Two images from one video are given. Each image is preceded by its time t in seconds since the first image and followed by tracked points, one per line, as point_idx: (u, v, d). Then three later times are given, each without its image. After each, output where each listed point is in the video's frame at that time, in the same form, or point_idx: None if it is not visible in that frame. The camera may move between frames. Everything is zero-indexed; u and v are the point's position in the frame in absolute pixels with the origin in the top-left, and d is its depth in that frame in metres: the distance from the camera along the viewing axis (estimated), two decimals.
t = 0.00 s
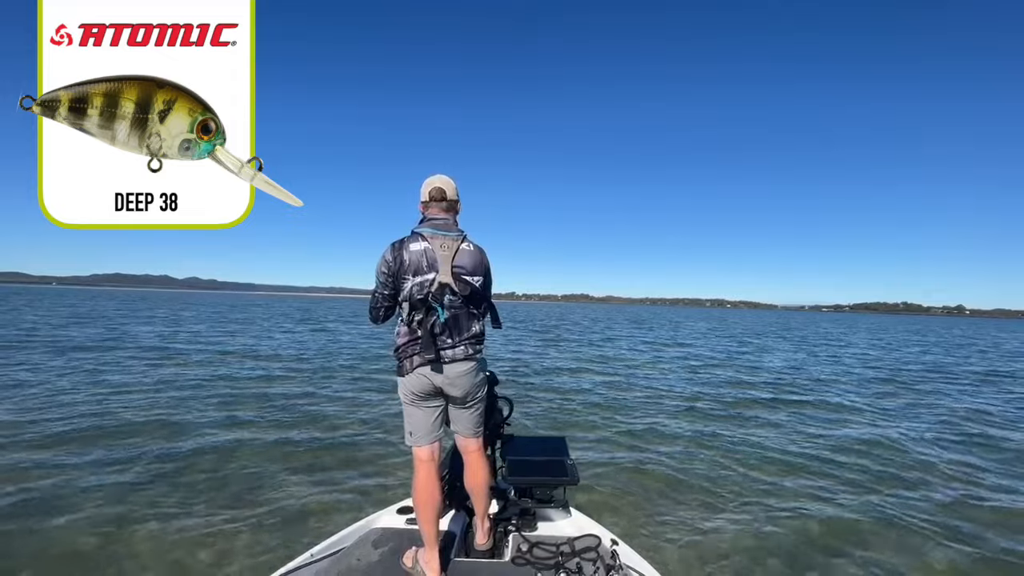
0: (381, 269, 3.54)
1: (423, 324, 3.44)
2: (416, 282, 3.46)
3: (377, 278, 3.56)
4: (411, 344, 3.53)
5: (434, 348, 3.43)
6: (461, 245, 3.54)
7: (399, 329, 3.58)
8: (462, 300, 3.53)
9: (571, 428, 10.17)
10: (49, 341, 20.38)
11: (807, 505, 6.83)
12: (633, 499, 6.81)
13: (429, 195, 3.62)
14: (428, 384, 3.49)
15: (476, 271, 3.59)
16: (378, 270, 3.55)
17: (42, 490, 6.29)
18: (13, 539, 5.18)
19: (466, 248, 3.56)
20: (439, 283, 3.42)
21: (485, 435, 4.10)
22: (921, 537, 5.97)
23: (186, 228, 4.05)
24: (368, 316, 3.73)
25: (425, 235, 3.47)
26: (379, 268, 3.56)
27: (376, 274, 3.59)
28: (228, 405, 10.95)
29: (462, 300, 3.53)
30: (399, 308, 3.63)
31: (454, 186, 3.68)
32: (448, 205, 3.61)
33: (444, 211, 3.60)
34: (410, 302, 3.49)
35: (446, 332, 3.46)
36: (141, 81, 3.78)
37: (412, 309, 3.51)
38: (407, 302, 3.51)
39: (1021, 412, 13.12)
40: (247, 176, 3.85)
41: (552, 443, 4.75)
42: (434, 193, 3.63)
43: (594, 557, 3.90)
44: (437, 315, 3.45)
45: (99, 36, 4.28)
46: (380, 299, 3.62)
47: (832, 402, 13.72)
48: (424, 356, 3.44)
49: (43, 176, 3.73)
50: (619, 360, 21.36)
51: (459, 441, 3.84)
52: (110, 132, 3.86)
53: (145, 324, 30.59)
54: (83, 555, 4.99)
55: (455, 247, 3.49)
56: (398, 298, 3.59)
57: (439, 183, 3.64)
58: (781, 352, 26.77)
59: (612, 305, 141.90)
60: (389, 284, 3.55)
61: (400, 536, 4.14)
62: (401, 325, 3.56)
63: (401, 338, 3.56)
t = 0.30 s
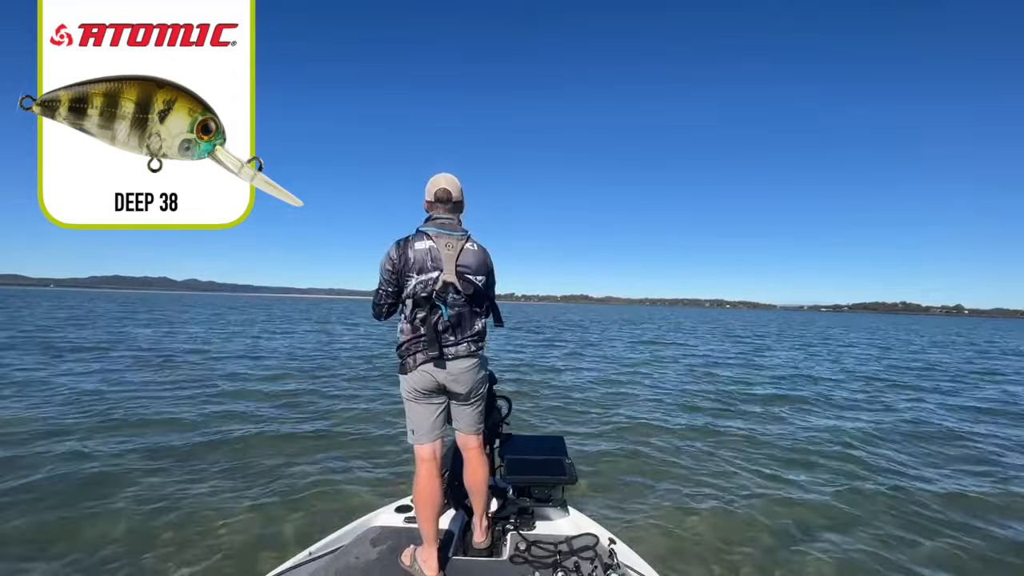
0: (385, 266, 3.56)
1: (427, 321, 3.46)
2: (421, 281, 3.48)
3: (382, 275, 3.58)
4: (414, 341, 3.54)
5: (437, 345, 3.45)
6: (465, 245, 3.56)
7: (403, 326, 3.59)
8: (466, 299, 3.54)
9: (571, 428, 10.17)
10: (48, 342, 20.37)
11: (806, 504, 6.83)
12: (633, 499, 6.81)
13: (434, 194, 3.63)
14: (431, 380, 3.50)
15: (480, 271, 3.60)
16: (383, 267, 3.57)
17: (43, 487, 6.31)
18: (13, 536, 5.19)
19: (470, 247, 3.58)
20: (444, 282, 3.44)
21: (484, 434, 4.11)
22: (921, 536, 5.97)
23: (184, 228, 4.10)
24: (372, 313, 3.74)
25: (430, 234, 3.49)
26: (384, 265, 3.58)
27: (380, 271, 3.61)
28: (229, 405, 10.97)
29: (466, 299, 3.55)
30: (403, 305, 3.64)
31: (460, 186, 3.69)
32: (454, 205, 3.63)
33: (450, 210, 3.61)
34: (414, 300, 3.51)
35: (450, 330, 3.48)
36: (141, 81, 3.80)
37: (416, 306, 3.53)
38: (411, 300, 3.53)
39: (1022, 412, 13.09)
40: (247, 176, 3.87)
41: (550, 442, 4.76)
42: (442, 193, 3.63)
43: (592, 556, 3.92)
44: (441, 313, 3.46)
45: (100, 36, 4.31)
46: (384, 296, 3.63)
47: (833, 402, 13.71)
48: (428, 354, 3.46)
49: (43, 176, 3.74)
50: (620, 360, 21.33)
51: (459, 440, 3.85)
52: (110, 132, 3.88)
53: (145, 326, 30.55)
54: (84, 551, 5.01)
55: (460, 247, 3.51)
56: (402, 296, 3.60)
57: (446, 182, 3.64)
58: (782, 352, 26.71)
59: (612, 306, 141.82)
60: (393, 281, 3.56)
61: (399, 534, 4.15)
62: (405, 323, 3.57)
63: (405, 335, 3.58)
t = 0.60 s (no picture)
0: (386, 268, 3.55)
1: (428, 323, 3.44)
2: (421, 282, 3.47)
3: (383, 276, 3.57)
4: (415, 342, 3.53)
5: (439, 347, 3.43)
6: (467, 246, 3.55)
7: (404, 328, 3.58)
8: (467, 300, 3.53)
9: (571, 429, 10.15)
10: (49, 345, 20.38)
11: (808, 505, 6.80)
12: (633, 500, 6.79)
13: (436, 196, 3.62)
14: (433, 381, 3.49)
15: (481, 272, 3.59)
16: (384, 268, 3.56)
17: (43, 489, 6.32)
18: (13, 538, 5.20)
19: (471, 249, 3.56)
20: (444, 284, 3.43)
21: (485, 434, 4.09)
22: (923, 538, 5.93)
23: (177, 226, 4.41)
24: (373, 314, 3.73)
25: (431, 236, 3.48)
26: (385, 267, 3.57)
27: (382, 273, 3.60)
28: (229, 406, 10.98)
29: (467, 301, 3.53)
30: (404, 307, 3.63)
31: (461, 187, 3.67)
32: (455, 206, 3.61)
33: (451, 211, 3.60)
34: (415, 301, 3.50)
35: (451, 332, 3.46)
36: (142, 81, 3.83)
37: (417, 308, 3.52)
38: (412, 301, 3.52)
39: None
40: (247, 175, 3.92)
41: (551, 443, 4.75)
42: (443, 193, 3.62)
43: (593, 557, 3.91)
44: (442, 315, 3.45)
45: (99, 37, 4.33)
46: (384, 297, 3.62)
47: (833, 401, 13.70)
48: (429, 356, 3.45)
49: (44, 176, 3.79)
50: (620, 361, 21.31)
51: (459, 440, 3.84)
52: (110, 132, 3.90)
53: (144, 328, 30.54)
54: (84, 553, 5.01)
55: (461, 248, 3.49)
56: (403, 297, 3.59)
57: (447, 182, 3.63)
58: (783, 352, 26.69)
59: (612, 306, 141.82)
60: (394, 283, 3.56)
61: (399, 536, 4.14)
62: (406, 325, 3.55)
63: (406, 337, 3.56)
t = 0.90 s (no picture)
0: (386, 269, 3.54)
1: (428, 326, 3.43)
2: (421, 285, 3.46)
3: (383, 278, 3.57)
4: (415, 345, 3.52)
5: (439, 349, 3.42)
6: (467, 248, 3.53)
7: (404, 330, 3.57)
8: (467, 303, 3.52)
9: (571, 429, 10.15)
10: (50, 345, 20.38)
11: (809, 506, 6.78)
12: (633, 501, 6.79)
13: (436, 197, 3.60)
14: (433, 384, 3.48)
15: (481, 275, 3.58)
16: (384, 270, 3.55)
17: (42, 489, 6.32)
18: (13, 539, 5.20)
19: (472, 251, 3.55)
20: (445, 286, 3.42)
21: (485, 435, 4.08)
22: (925, 539, 5.91)
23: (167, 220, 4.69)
24: (373, 316, 3.72)
25: (431, 238, 3.47)
26: (385, 269, 3.56)
27: (382, 275, 3.59)
28: (229, 405, 10.98)
29: (467, 304, 3.52)
30: (404, 309, 3.61)
31: (462, 188, 3.66)
32: (456, 207, 3.60)
33: (451, 212, 3.58)
34: (415, 304, 3.49)
35: (451, 334, 3.45)
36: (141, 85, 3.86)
37: (417, 310, 3.51)
38: (412, 304, 3.50)
39: None
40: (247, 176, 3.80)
41: (551, 444, 4.73)
42: (444, 195, 3.61)
43: (594, 559, 3.89)
44: (442, 317, 3.44)
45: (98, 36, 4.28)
46: (384, 300, 3.61)
47: (833, 402, 13.69)
48: (429, 358, 3.43)
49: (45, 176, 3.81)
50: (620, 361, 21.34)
51: (460, 442, 3.82)
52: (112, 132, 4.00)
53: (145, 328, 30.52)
54: (84, 554, 5.01)
55: (461, 250, 3.48)
56: (403, 299, 3.58)
57: (448, 184, 3.63)
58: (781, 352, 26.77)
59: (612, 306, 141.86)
60: (393, 285, 3.55)
61: (399, 538, 4.14)
62: (406, 327, 3.54)
63: (405, 339, 3.56)
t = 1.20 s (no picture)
0: (384, 270, 3.54)
1: (426, 327, 3.43)
2: (419, 285, 3.46)
3: (380, 279, 3.56)
4: (413, 346, 3.52)
5: (437, 350, 3.42)
6: (464, 249, 3.53)
7: (402, 331, 3.56)
8: (464, 304, 3.52)
9: (571, 428, 10.13)
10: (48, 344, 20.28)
11: (809, 505, 6.77)
12: (633, 501, 6.78)
13: (432, 198, 3.60)
14: (430, 385, 3.48)
15: (479, 275, 3.58)
16: (382, 271, 3.56)
17: (40, 490, 6.29)
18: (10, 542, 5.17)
19: (470, 252, 3.56)
20: (442, 287, 3.42)
21: (484, 435, 4.08)
22: (925, 540, 5.91)
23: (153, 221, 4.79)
24: (370, 316, 3.72)
25: (429, 238, 3.47)
26: (382, 269, 3.56)
27: (380, 275, 3.59)
28: (228, 405, 10.95)
29: (465, 305, 3.52)
30: (402, 309, 3.61)
31: (459, 188, 3.66)
32: (453, 207, 3.60)
33: (449, 212, 3.59)
34: (413, 304, 3.49)
35: (449, 335, 3.45)
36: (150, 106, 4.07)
37: (414, 311, 3.50)
38: (410, 304, 3.50)
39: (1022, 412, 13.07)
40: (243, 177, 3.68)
41: (551, 444, 4.73)
42: (441, 195, 3.61)
43: (593, 559, 3.88)
44: (440, 318, 3.44)
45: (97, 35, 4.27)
46: (382, 300, 3.60)
47: (831, 401, 13.70)
48: (427, 359, 3.43)
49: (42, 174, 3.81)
50: (619, 361, 21.34)
51: (458, 442, 3.82)
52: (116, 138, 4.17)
53: (143, 328, 30.34)
54: (81, 559, 4.99)
55: (458, 251, 3.48)
56: (400, 300, 3.58)
57: (445, 184, 3.63)
58: (781, 352, 26.78)
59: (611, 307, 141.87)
60: (391, 286, 3.55)
61: (398, 538, 4.14)
62: (404, 328, 3.54)
63: (403, 340, 3.55)
